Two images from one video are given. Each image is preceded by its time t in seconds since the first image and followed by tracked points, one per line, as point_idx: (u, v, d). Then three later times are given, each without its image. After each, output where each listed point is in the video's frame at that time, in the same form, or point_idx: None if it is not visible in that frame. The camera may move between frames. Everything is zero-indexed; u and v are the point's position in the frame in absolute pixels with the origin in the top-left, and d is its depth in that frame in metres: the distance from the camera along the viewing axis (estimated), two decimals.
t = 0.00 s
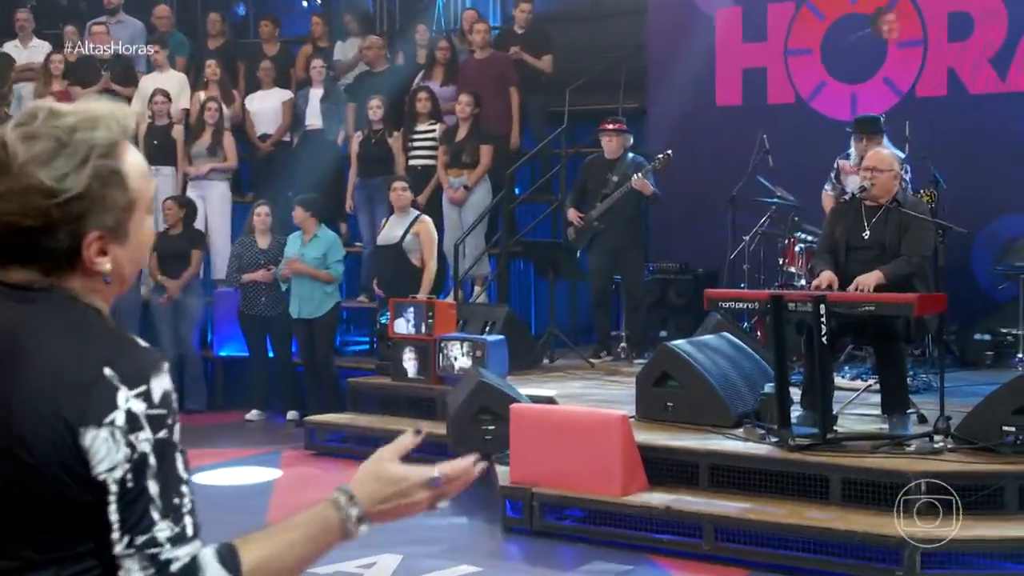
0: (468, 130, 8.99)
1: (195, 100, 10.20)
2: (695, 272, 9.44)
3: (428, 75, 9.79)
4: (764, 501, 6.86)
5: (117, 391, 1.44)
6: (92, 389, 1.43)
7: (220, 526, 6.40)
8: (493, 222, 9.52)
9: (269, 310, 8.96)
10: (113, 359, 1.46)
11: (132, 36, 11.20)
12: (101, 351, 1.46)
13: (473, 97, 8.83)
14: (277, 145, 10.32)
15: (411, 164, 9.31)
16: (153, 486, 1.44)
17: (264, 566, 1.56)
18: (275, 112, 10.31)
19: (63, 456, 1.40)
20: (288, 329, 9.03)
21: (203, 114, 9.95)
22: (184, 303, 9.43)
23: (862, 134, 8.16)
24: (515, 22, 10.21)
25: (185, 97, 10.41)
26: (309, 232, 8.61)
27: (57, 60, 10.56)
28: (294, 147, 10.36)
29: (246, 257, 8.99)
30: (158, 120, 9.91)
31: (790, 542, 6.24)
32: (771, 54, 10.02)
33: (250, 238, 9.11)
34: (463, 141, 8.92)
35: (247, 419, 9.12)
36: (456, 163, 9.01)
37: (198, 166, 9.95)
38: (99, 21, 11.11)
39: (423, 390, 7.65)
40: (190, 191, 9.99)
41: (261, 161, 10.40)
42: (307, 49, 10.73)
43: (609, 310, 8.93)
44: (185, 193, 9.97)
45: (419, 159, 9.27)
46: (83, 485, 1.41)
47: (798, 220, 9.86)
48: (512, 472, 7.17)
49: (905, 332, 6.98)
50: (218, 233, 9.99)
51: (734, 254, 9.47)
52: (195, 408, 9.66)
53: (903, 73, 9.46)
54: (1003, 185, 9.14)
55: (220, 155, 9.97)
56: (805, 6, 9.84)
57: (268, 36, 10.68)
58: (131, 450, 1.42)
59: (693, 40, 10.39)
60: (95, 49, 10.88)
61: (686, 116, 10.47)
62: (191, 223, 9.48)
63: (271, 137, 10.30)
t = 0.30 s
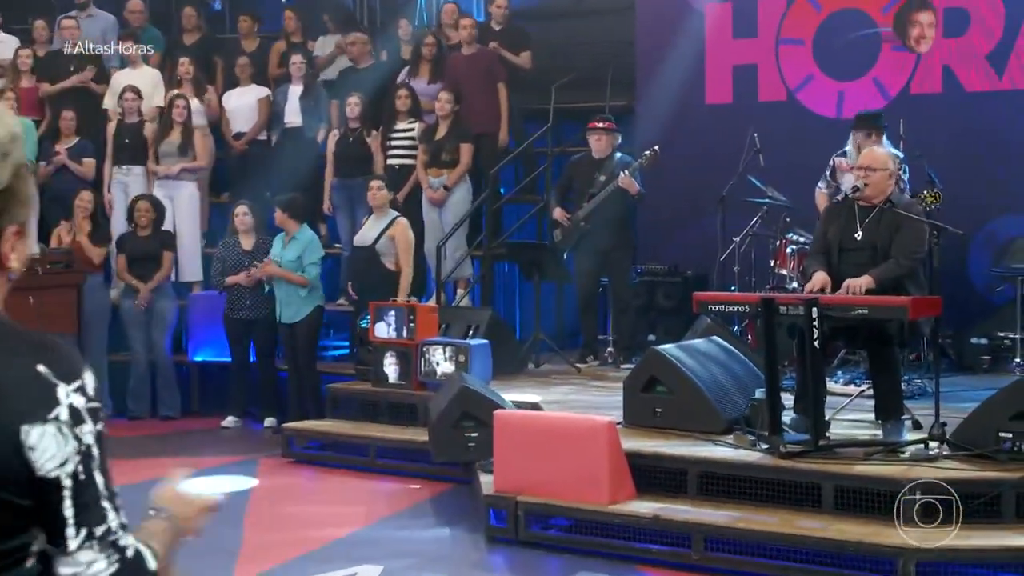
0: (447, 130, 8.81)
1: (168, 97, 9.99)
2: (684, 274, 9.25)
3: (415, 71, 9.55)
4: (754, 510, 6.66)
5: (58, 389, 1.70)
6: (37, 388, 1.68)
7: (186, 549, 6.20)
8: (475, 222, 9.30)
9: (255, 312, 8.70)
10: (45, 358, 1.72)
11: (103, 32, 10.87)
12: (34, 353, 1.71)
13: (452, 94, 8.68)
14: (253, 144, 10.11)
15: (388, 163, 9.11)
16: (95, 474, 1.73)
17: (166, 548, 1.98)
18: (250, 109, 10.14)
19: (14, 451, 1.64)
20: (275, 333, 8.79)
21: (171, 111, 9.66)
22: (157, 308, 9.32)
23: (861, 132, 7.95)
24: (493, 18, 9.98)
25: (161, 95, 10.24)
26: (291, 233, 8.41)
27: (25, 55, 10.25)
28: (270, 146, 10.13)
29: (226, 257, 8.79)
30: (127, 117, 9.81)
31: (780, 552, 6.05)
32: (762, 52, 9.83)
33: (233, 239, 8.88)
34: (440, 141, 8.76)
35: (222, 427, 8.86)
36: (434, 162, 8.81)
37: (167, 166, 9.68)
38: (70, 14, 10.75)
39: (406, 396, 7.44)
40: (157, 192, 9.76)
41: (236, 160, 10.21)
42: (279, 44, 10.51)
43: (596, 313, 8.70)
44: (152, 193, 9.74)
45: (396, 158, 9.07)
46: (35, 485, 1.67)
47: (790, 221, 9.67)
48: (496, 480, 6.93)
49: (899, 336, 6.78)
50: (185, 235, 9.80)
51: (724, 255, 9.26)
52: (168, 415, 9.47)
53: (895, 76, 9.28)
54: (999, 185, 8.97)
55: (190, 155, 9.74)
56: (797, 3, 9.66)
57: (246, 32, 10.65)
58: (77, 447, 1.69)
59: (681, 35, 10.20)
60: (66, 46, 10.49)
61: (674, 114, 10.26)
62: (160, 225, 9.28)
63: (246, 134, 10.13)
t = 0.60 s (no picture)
0: (431, 128, 8.59)
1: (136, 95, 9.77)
2: (673, 276, 9.08)
3: (400, 66, 9.30)
4: (746, 518, 6.47)
5: None
6: None
7: (159, 557, 6.01)
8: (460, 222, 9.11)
9: (241, 317, 8.46)
10: None
11: (76, 28, 10.64)
12: None
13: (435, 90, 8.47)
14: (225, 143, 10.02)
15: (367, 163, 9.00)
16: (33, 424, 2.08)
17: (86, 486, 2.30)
18: (226, 107, 9.96)
19: None
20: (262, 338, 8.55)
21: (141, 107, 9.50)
22: (134, 309, 9.18)
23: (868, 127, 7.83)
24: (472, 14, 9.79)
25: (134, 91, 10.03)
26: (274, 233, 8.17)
27: None
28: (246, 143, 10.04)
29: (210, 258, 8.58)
30: (94, 115, 9.54)
31: (773, 561, 5.88)
32: (753, 48, 9.65)
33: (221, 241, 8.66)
34: (423, 140, 8.56)
35: (200, 433, 8.66)
36: (418, 161, 8.62)
37: (140, 165, 9.53)
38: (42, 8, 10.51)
39: (388, 402, 7.24)
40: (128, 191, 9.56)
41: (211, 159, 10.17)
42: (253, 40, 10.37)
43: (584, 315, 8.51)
44: (123, 193, 9.53)
45: (376, 157, 8.96)
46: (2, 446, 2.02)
47: (783, 222, 9.50)
48: (481, 487, 6.73)
49: (895, 339, 6.60)
50: (158, 235, 9.64)
51: (715, 257, 9.10)
52: (144, 419, 9.35)
53: (887, 79, 9.14)
54: (996, 185, 8.82)
55: (164, 154, 9.61)
56: None
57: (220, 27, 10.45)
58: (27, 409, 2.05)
59: (671, 31, 10.01)
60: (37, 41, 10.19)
61: (663, 112, 10.07)
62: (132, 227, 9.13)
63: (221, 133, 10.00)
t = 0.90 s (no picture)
0: (416, 126, 8.41)
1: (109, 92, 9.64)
2: (665, 278, 8.89)
3: (383, 62, 9.10)
4: (739, 526, 6.28)
5: None
6: None
7: (134, 565, 5.81)
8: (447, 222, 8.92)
9: (222, 319, 8.26)
10: None
11: (50, 23, 10.45)
12: None
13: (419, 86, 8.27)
14: (201, 141, 9.80)
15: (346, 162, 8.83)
16: None
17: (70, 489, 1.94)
18: (203, 104, 9.76)
19: None
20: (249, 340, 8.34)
21: (113, 103, 9.31)
22: (113, 313, 9.01)
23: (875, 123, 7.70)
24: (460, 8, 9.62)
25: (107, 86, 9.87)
26: (263, 235, 8.04)
27: None
28: (222, 141, 9.85)
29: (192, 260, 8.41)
30: (63, 113, 9.41)
31: (767, 569, 5.69)
32: (747, 43, 9.46)
33: (205, 243, 8.50)
34: (411, 139, 8.36)
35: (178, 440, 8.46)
36: (405, 160, 8.40)
37: (118, 164, 9.37)
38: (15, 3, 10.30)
39: (371, 407, 7.05)
40: (105, 191, 9.38)
41: (186, 160, 9.89)
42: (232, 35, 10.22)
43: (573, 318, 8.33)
44: (100, 192, 9.35)
45: (355, 157, 8.79)
46: None
47: (777, 222, 9.33)
48: (467, 495, 6.54)
49: (892, 342, 6.43)
50: (138, 235, 9.47)
51: (708, 258, 8.92)
52: (120, 425, 9.16)
53: (880, 78, 8.96)
54: (995, 184, 8.65)
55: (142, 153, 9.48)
56: None
57: (192, 21, 10.28)
58: None
59: (663, 26, 9.81)
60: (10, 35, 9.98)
61: (654, 109, 9.88)
62: (111, 227, 8.99)
63: (197, 130, 9.78)
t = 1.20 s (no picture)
0: (401, 124, 8.23)
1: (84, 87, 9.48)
2: (655, 280, 8.71)
3: (361, 58, 8.89)
4: (730, 535, 6.09)
5: None
6: None
7: None
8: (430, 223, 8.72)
9: (196, 322, 8.10)
10: None
11: (19, 16, 10.24)
12: None
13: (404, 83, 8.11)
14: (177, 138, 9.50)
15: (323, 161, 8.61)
16: None
17: None
18: (177, 101, 9.55)
19: None
20: (217, 344, 8.21)
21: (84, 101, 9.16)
22: (88, 318, 8.84)
23: (871, 124, 7.52)
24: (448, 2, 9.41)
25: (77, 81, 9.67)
26: (242, 235, 7.86)
27: None
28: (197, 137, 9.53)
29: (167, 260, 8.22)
30: (30, 109, 9.21)
31: None
32: (739, 39, 9.27)
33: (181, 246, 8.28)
34: (396, 137, 8.17)
35: (153, 447, 8.27)
36: (390, 159, 8.23)
37: (93, 163, 9.19)
38: None
39: (351, 413, 6.84)
40: (80, 190, 9.19)
41: (158, 156, 9.56)
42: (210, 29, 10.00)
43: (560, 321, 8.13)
44: (75, 190, 9.16)
45: (333, 154, 8.59)
46: None
47: (769, 222, 9.14)
48: (451, 504, 6.33)
49: (888, 347, 6.22)
50: (113, 235, 9.26)
51: (698, 260, 8.74)
52: (91, 435, 8.97)
53: (871, 80, 8.80)
54: (991, 183, 8.47)
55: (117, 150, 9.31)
56: None
57: (166, 15, 10.04)
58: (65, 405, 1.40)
59: (652, 20, 9.61)
60: None
61: (643, 106, 9.68)
62: (89, 228, 8.78)
63: (172, 128, 9.52)
